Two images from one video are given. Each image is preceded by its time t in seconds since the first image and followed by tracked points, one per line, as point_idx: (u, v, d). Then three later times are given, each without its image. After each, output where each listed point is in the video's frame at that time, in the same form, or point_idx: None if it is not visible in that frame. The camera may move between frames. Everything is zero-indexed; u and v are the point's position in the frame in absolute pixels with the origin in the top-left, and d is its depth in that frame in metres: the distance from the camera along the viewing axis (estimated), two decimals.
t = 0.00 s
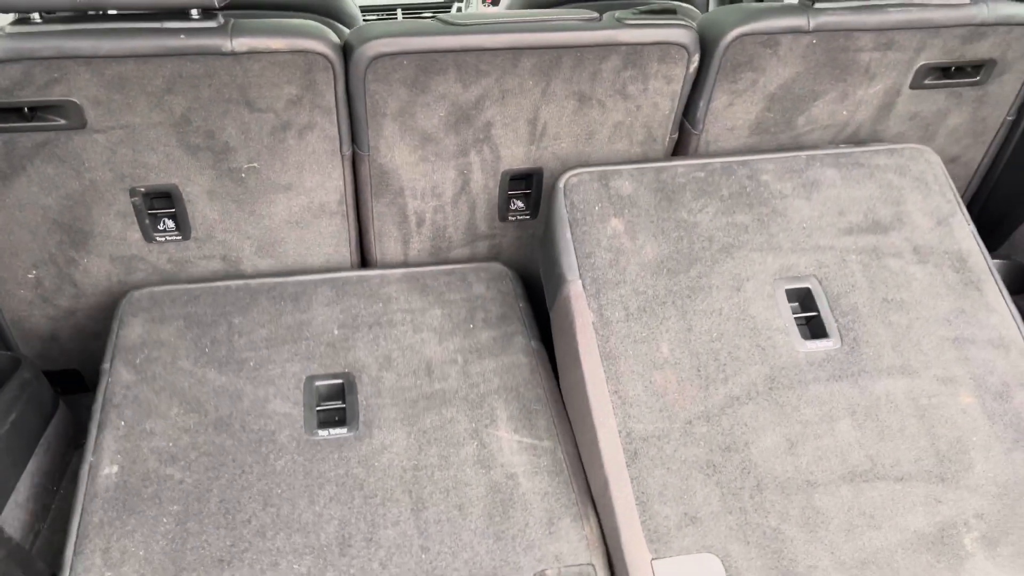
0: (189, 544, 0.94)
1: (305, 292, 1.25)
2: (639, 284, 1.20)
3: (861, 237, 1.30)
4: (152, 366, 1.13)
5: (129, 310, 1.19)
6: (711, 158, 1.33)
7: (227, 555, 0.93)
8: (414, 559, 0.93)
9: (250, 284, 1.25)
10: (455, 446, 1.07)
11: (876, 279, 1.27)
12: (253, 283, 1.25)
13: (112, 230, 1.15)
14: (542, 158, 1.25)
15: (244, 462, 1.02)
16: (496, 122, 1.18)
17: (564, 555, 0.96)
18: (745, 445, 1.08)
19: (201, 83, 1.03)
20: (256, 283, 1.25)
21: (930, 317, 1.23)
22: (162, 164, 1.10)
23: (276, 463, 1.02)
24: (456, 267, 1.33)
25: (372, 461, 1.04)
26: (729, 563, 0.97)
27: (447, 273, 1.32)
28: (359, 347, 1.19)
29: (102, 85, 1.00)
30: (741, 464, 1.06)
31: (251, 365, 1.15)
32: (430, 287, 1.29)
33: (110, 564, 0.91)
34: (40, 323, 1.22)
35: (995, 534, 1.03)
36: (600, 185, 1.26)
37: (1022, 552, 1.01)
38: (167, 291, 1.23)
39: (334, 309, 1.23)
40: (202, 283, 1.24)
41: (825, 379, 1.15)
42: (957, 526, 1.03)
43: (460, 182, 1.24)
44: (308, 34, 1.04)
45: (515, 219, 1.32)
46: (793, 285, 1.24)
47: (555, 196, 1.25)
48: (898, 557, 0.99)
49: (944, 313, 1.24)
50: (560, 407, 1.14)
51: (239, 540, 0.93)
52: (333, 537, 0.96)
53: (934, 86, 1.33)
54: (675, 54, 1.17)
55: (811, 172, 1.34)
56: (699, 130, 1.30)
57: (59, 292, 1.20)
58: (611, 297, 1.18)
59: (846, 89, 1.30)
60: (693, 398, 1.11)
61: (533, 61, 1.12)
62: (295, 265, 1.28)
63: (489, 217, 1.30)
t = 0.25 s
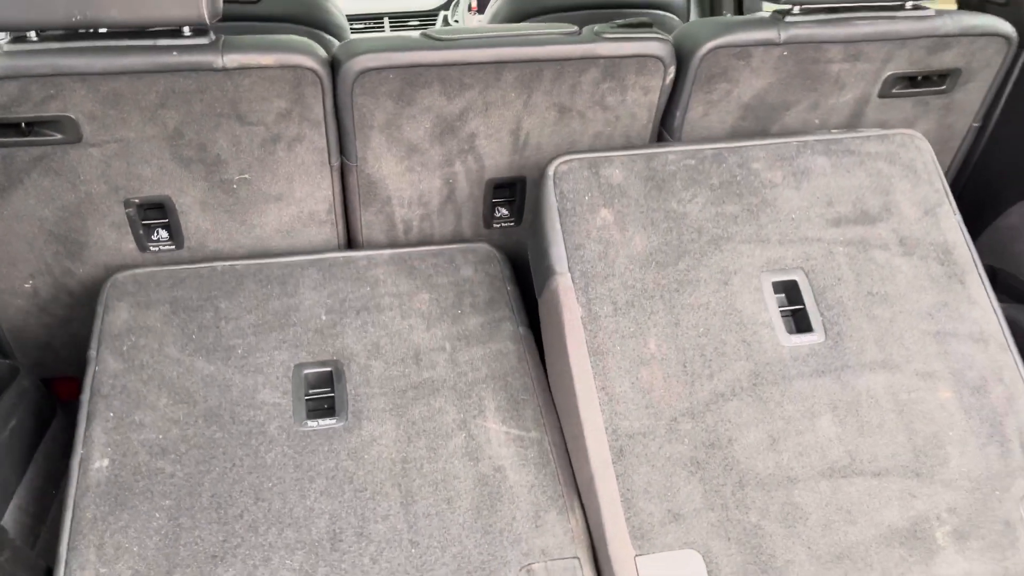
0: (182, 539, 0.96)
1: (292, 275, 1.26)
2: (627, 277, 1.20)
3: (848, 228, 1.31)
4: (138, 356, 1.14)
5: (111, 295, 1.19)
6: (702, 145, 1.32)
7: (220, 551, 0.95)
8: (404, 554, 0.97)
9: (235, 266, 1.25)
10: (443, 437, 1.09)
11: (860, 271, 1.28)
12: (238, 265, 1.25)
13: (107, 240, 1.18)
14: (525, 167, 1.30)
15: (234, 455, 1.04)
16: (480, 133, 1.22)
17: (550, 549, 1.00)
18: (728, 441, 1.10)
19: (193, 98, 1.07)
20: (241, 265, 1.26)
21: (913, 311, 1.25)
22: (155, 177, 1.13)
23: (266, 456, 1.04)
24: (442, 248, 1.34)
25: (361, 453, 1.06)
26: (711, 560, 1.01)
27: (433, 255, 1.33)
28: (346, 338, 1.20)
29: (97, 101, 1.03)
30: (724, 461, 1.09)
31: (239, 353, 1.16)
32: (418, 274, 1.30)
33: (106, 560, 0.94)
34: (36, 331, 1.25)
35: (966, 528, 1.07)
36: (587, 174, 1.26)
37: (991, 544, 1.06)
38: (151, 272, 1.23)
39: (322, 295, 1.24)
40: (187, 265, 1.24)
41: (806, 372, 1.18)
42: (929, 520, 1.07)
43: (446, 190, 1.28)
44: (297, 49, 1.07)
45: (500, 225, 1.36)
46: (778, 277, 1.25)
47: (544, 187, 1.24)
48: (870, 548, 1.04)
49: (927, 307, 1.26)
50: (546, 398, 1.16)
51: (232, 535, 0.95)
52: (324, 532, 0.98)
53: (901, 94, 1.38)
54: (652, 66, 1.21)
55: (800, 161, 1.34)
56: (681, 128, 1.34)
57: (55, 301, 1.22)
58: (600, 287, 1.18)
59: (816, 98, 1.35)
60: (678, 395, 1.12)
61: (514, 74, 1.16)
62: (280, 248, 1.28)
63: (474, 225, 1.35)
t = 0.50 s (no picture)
0: (187, 538, 0.99)
1: (290, 265, 1.28)
2: (621, 279, 1.19)
3: (841, 226, 1.29)
4: (135, 351, 1.15)
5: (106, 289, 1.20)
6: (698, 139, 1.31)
7: (224, 549, 0.98)
8: (404, 551, 1.00)
9: (232, 258, 1.27)
10: (439, 433, 1.12)
11: (849, 269, 1.27)
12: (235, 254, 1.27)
13: (111, 251, 1.23)
14: (515, 178, 1.35)
15: (235, 452, 1.07)
16: (471, 146, 1.27)
17: (545, 546, 1.03)
18: (719, 441, 1.11)
19: (195, 115, 1.11)
20: (238, 256, 1.27)
21: (903, 311, 1.24)
22: (158, 191, 1.17)
23: (267, 454, 1.07)
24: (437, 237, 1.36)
25: (362, 449, 1.09)
26: (699, 556, 1.03)
27: (428, 247, 1.34)
28: (340, 335, 1.21)
29: (103, 119, 1.07)
30: (710, 459, 1.10)
31: (237, 348, 1.17)
32: (412, 269, 1.31)
33: (112, 560, 0.96)
34: (41, 340, 1.29)
35: (943, 525, 1.09)
36: (584, 169, 1.25)
37: (966, 541, 1.09)
38: (147, 265, 1.24)
39: (318, 289, 1.25)
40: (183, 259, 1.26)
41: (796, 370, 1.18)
42: (909, 518, 1.09)
43: (438, 202, 1.34)
44: (294, 68, 1.11)
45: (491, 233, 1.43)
46: (770, 277, 1.23)
47: (540, 185, 1.23)
48: (853, 541, 1.07)
49: (915, 306, 1.25)
50: (540, 394, 1.19)
51: (236, 534, 0.98)
52: (325, 529, 1.01)
53: (875, 106, 1.44)
54: (636, 81, 1.26)
55: (794, 155, 1.32)
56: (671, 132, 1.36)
57: (60, 311, 1.26)
58: (597, 285, 1.18)
59: (794, 110, 1.41)
60: (670, 396, 1.13)
61: (504, 90, 1.21)
62: (276, 238, 1.30)
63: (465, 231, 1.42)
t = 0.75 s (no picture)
0: (191, 532, 1.02)
1: (288, 254, 1.29)
2: (616, 271, 1.18)
3: (838, 219, 1.26)
4: (134, 340, 1.17)
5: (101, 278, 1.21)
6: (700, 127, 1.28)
7: (228, 543, 1.01)
8: (404, 544, 1.04)
9: (230, 245, 1.27)
10: (435, 426, 1.14)
11: (845, 263, 1.24)
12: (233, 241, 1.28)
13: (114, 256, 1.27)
14: (507, 182, 1.39)
15: (235, 446, 1.09)
16: (464, 152, 1.31)
17: (540, 538, 1.07)
18: (713, 437, 1.12)
19: (196, 124, 1.14)
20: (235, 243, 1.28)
21: (898, 306, 1.22)
22: (161, 197, 1.21)
23: (267, 447, 1.09)
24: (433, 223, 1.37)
25: (360, 441, 1.12)
26: (689, 549, 1.06)
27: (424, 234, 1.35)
28: (336, 326, 1.22)
29: (107, 129, 1.11)
30: (700, 452, 1.10)
31: (235, 340, 1.19)
32: (408, 260, 1.31)
33: (117, 554, 1.00)
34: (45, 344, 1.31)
35: (927, 518, 1.11)
36: (582, 160, 1.22)
37: (949, 534, 1.10)
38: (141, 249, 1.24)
39: (317, 279, 1.27)
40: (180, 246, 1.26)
41: (791, 364, 1.17)
42: (894, 511, 1.11)
43: (433, 206, 1.38)
44: (293, 78, 1.14)
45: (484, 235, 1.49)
46: (767, 271, 1.21)
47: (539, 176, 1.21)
48: (840, 532, 1.09)
49: (909, 301, 1.23)
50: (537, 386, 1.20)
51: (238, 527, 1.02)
52: (326, 522, 1.05)
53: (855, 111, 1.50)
54: (623, 88, 1.31)
55: (798, 144, 1.29)
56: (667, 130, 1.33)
57: (64, 315, 1.29)
58: (594, 278, 1.17)
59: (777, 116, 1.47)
60: (666, 393, 1.13)
61: (496, 97, 1.25)
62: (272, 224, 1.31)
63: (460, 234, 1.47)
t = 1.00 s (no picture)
0: (188, 532, 1.03)
1: (279, 244, 1.27)
2: (612, 271, 1.13)
3: (841, 216, 1.20)
4: (125, 333, 1.17)
5: (89, 270, 1.20)
6: (699, 117, 1.20)
7: (226, 543, 1.03)
8: (400, 543, 1.05)
9: (220, 235, 1.26)
10: (429, 425, 1.15)
11: (849, 263, 1.19)
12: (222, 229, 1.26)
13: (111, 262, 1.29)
14: (499, 187, 1.42)
15: (230, 443, 1.10)
16: (457, 158, 1.34)
17: (536, 537, 1.09)
18: (709, 440, 1.09)
19: (193, 131, 1.16)
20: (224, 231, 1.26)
21: (896, 305, 1.18)
22: (158, 204, 1.23)
23: (263, 446, 1.10)
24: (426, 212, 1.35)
25: (356, 439, 1.12)
26: (681, 547, 1.05)
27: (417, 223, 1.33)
28: (331, 318, 1.22)
29: (104, 137, 1.12)
30: (695, 454, 1.08)
31: (228, 334, 1.19)
32: (400, 253, 1.30)
33: (116, 554, 1.01)
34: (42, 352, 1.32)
35: (915, 516, 1.10)
36: (582, 151, 1.15)
37: (936, 532, 1.10)
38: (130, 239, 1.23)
39: (311, 271, 1.26)
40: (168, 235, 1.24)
41: (791, 364, 1.14)
42: (884, 510, 1.10)
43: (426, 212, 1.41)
44: (287, 86, 1.16)
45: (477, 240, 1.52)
46: (768, 269, 1.17)
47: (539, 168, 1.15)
48: (830, 532, 1.08)
49: (909, 300, 1.19)
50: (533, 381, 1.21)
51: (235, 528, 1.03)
52: (323, 522, 1.06)
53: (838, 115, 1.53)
54: (612, 94, 1.33)
55: (803, 135, 1.22)
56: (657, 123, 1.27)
57: (61, 321, 1.30)
58: (590, 277, 1.11)
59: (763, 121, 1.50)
60: (665, 394, 1.10)
61: (487, 104, 1.27)
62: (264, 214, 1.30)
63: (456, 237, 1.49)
